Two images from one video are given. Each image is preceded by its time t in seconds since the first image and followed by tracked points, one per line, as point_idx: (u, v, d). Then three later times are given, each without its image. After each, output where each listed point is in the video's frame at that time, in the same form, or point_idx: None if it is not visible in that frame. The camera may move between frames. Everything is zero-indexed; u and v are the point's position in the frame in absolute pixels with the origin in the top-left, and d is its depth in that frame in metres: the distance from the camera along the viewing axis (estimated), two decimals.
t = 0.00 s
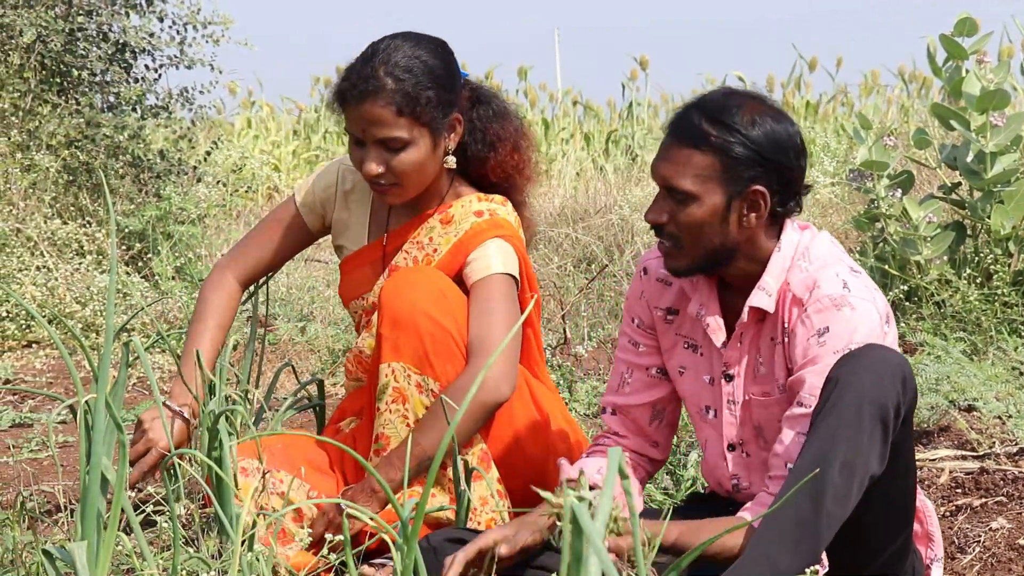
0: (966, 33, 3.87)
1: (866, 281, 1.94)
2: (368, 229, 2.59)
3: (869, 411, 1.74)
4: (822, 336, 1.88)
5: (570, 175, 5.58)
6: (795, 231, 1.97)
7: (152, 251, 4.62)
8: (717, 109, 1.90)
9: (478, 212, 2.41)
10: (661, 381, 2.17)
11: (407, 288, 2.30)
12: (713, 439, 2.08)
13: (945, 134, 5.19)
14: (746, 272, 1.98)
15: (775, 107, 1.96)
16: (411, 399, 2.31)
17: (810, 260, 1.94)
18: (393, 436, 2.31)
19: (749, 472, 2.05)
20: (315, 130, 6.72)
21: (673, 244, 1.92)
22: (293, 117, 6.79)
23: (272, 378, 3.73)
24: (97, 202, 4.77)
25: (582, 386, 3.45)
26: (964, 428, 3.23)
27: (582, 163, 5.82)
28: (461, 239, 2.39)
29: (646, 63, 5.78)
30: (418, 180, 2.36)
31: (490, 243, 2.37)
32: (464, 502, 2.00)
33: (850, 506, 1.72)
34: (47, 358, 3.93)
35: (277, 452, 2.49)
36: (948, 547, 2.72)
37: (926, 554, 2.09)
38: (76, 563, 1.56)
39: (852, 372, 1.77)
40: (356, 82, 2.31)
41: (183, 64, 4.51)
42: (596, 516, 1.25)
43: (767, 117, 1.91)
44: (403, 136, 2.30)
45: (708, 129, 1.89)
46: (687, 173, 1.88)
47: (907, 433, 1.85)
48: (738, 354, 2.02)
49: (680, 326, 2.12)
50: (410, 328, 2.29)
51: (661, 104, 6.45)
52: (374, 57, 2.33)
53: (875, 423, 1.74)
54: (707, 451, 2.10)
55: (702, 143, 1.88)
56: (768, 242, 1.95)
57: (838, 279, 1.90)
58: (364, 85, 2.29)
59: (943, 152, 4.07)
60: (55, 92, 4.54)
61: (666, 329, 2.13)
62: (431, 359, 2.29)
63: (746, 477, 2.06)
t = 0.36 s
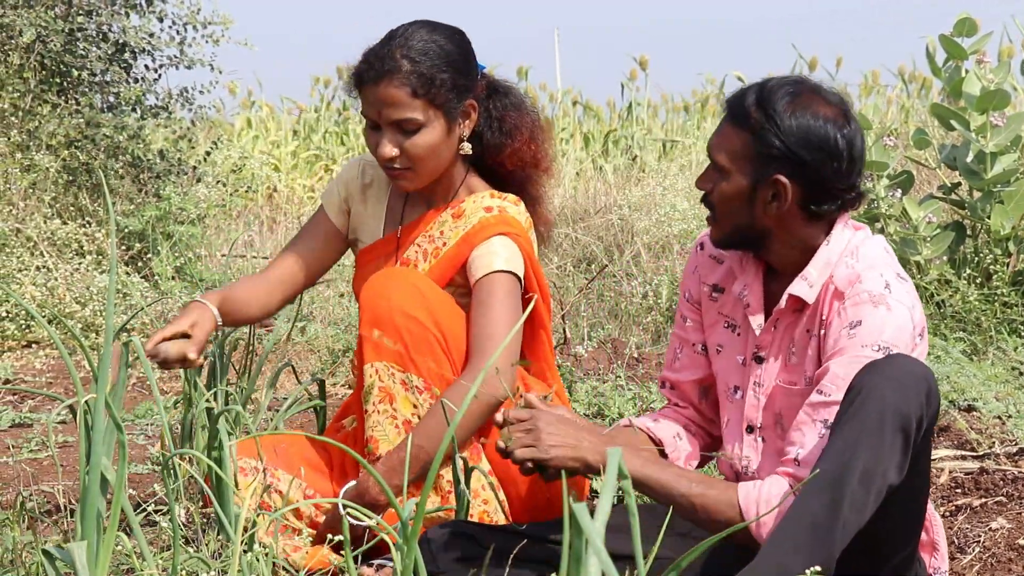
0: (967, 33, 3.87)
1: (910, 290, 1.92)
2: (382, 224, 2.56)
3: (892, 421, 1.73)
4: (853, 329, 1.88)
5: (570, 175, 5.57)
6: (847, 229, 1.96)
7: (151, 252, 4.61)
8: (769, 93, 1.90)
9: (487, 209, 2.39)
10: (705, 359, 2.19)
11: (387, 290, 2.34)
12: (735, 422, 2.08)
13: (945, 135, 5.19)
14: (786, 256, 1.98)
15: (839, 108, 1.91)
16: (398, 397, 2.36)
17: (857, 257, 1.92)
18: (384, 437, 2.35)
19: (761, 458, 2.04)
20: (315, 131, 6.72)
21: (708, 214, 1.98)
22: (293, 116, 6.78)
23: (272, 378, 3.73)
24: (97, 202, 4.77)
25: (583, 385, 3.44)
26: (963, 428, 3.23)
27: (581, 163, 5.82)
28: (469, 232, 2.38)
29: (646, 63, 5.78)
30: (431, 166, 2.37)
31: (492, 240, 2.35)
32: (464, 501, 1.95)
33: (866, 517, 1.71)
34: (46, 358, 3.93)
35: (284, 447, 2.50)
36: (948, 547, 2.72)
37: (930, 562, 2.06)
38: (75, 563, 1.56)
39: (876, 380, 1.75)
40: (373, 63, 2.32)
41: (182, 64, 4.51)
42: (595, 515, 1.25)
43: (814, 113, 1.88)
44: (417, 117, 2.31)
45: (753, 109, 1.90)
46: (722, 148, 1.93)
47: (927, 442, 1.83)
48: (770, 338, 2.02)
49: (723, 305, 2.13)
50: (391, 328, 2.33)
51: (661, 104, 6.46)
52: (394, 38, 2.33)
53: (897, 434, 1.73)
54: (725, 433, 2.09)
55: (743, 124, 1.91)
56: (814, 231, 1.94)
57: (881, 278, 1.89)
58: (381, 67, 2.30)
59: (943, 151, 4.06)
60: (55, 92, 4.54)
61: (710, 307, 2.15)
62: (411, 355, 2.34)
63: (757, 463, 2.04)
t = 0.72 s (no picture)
0: (966, 34, 3.87)
1: (937, 296, 1.92)
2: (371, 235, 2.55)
3: (902, 424, 1.72)
4: (870, 327, 1.86)
5: (569, 175, 5.57)
6: (883, 231, 1.96)
7: (151, 252, 4.61)
8: (822, 84, 1.92)
9: (491, 219, 2.40)
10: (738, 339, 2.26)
11: (391, 292, 2.34)
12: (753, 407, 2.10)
13: (945, 135, 5.19)
14: (819, 248, 2.01)
15: (890, 106, 1.93)
16: (403, 397, 2.35)
17: (886, 258, 1.91)
18: (390, 437, 2.35)
19: (774, 444, 2.05)
20: (315, 131, 6.72)
21: (748, 200, 2.01)
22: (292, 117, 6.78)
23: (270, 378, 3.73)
24: (97, 201, 4.77)
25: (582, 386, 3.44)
26: (963, 428, 3.23)
27: (582, 164, 5.83)
28: (475, 247, 2.38)
29: (646, 63, 5.78)
30: (420, 172, 2.36)
31: (504, 253, 2.36)
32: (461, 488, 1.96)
33: (875, 520, 1.71)
34: (46, 358, 3.93)
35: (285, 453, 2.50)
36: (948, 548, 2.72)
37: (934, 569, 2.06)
38: (75, 563, 1.57)
39: (888, 382, 1.74)
40: (358, 72, 2.32)
41: (183, 65, 4.51)
42: (595, 515, 1.25)
43: (865, 109, 1.90)
44: (404, 125, 2.31)
45: (805, 99, 1.92)
46: (770, 135, 1.95)
47: (937, 445, 1.82)
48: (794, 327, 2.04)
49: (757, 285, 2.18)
50: (396, 330, 2.33)
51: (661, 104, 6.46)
52: (377, 46, 2.34)
53: (908, 436, 1.72)
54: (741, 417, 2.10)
55: (793, 112, 1.93)
56: (849, 228, 1.97)
57: (905, 280, 1.88)
58: (366, 75, 2.30)
59: (942, 152, 4.07)
60: (54, 92, 4.54)
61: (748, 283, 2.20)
62: (414, 354, 2.33)
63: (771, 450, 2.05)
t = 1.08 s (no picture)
0: (965, 34, 3.87)
1: (941, 304, 1.88)
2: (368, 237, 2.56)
3: (904, 427, 1.72)
4: (868, 331, 1.85)
5: (569, 175, 5.57)
6: (886, 230, 1.96)
7: (151, 252, 4.61)
8: (822, 85, 1.93)
9: (489, 220, 2.40)
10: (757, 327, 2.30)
11: (387, 296, 2.33)
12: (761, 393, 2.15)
13: (944, 135, 5.20)
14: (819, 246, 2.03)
15: (892, 106, 1.94)
16: (395, 399, 2.34)
17: (888, 263, 1.91)
18: (380, 439, 2.33)
19: (783, 432, 2.11)
20: (315, 131, 6.72)
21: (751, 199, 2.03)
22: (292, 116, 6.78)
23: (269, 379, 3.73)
24: (96, 201, 4.76)
25: (581, 386, 3.45)
26: (962, 428, 3.22)
27: (581, 164, 5.83)
28: (474, 246, 2.38)
29: (645, 63, 5.78)
30: (417, 174, 2.37)
31: (501, 254, 2.36)
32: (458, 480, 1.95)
33: (875, 522, 1.71)
34: (45, 358, 3.93)
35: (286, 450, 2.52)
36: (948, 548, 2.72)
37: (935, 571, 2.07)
38: (75, 562, 1.57)
39: (890, 384, 1.74)
40: (354, 74, 2.31)
41: (182, 65, 4.51)
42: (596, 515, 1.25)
43: (866, 110, 1.91)
44: (401, 127, 2.31)
45: (804, 100, 1.94)
46: (771, 136, 1.97)
47: (941, 446, 1.82)
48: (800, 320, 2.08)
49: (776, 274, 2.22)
50: (392, 331, 2.33)
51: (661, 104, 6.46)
52: (373, 46, 2.34)
53: (910, 439, 1.72)
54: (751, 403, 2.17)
55: (793, 113, 1.95)
56: (852, 228, 1.97)
57: (904, 284, 1.86)
58: (362, 78, 2.30)
59: (941, 152, 4.07)
60: (53, 92, 4.55)
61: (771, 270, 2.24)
62: (410, 356, 2.33)
63: (779, 437, 2.12)
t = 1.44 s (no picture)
0: (965, 33, 3.87)
1: (938, 301, 1.90)
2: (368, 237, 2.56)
3: (902, 424, 1.72)
4: (867, 329, 1.85)
5: (568, 175, 5.56)
6: (879, 229, 1.97)
7: (150, 252, 4.60)
8: (813, 87, 1.93)
9: (473, 220, 2.40)
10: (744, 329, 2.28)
11: (360, 297, 2.35)
12: (755, 399, 2.13)
13: (944, 135, 5.20)
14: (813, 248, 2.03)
15: (882, 107, 1.93)
16: (364, 402, 2.36)
17: (884, 262, 1.91)
18: (347, 444, 2.37)
19: (779, 437, 2.09)
20: (314, 131, 6.72)
21: (745, 202, 2.03)
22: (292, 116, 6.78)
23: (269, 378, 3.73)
24: (95, 201, 4.76)
25: (581, 385, 3.44)
26: (962, 428, 3.22)
27: (581, 163, 5.84)
28: (454, 243, 2.39)
29: (645, 63, 5.78)
30: (428, 172, 2.37)
31: (480, 253, 2.37)
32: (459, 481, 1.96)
33: (874, 520, 1.72)
34: (45, 358, 3.93)
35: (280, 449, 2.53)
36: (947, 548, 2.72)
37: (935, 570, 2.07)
38: (75, 562, 1.57)
39: (887, 382, 1.74)
40: (375, 69, 2.30)
41: (181, 64, 4.50)
42: (595, 515, 1.25)
43: (858, 111, 1.90)
44: (421, 124, 2.31)
45: (795, 103, 1.93)
46: (763, 139, 1.97)
47: (939, 443, 1.82)
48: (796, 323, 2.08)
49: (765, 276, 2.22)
50: (361, 331, 2.35)
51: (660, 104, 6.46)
52: (390, 43, 2.34)
53: (907, 436, 1.73)
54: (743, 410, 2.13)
55: (784, 116, 1.94)
56: (848, 229, 1.98)
57: (902, 283, 1.87)
58: (384, 73, 2.29)
59: (940, 152, 4.07)
60: (53, 92, 4.55)
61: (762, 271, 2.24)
62: (382, 354, 2.35)
63: (775, 444, 2.09)
